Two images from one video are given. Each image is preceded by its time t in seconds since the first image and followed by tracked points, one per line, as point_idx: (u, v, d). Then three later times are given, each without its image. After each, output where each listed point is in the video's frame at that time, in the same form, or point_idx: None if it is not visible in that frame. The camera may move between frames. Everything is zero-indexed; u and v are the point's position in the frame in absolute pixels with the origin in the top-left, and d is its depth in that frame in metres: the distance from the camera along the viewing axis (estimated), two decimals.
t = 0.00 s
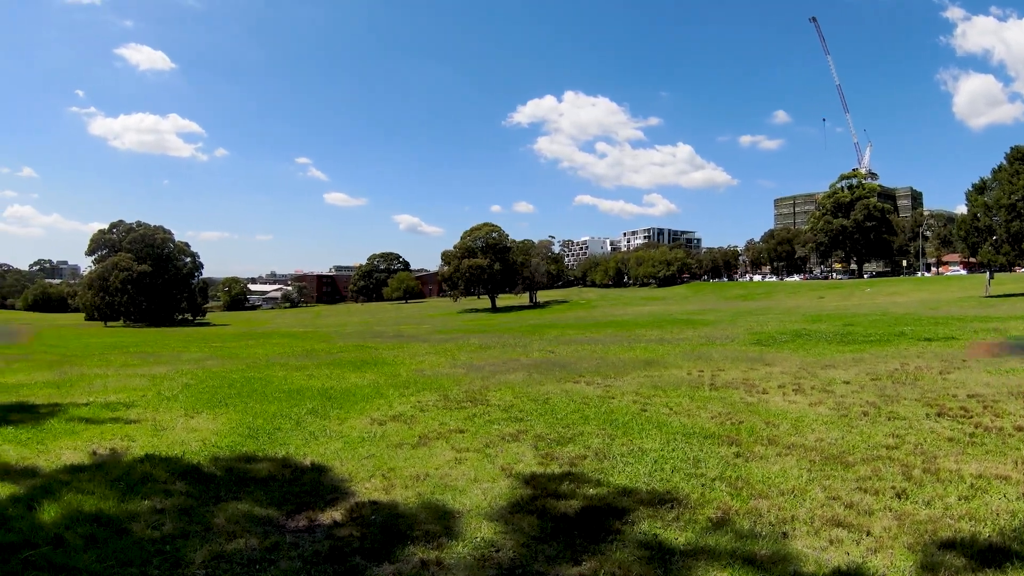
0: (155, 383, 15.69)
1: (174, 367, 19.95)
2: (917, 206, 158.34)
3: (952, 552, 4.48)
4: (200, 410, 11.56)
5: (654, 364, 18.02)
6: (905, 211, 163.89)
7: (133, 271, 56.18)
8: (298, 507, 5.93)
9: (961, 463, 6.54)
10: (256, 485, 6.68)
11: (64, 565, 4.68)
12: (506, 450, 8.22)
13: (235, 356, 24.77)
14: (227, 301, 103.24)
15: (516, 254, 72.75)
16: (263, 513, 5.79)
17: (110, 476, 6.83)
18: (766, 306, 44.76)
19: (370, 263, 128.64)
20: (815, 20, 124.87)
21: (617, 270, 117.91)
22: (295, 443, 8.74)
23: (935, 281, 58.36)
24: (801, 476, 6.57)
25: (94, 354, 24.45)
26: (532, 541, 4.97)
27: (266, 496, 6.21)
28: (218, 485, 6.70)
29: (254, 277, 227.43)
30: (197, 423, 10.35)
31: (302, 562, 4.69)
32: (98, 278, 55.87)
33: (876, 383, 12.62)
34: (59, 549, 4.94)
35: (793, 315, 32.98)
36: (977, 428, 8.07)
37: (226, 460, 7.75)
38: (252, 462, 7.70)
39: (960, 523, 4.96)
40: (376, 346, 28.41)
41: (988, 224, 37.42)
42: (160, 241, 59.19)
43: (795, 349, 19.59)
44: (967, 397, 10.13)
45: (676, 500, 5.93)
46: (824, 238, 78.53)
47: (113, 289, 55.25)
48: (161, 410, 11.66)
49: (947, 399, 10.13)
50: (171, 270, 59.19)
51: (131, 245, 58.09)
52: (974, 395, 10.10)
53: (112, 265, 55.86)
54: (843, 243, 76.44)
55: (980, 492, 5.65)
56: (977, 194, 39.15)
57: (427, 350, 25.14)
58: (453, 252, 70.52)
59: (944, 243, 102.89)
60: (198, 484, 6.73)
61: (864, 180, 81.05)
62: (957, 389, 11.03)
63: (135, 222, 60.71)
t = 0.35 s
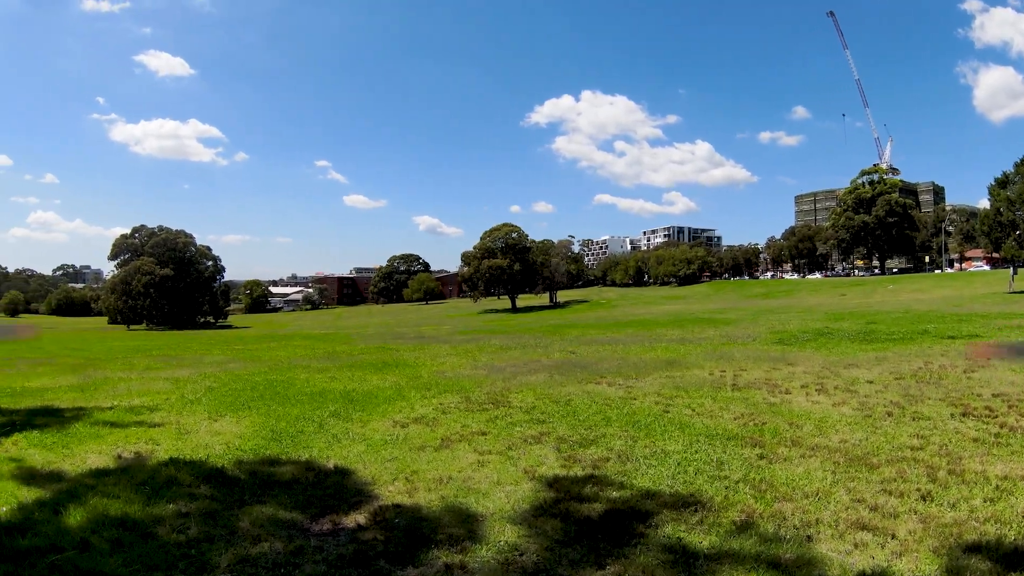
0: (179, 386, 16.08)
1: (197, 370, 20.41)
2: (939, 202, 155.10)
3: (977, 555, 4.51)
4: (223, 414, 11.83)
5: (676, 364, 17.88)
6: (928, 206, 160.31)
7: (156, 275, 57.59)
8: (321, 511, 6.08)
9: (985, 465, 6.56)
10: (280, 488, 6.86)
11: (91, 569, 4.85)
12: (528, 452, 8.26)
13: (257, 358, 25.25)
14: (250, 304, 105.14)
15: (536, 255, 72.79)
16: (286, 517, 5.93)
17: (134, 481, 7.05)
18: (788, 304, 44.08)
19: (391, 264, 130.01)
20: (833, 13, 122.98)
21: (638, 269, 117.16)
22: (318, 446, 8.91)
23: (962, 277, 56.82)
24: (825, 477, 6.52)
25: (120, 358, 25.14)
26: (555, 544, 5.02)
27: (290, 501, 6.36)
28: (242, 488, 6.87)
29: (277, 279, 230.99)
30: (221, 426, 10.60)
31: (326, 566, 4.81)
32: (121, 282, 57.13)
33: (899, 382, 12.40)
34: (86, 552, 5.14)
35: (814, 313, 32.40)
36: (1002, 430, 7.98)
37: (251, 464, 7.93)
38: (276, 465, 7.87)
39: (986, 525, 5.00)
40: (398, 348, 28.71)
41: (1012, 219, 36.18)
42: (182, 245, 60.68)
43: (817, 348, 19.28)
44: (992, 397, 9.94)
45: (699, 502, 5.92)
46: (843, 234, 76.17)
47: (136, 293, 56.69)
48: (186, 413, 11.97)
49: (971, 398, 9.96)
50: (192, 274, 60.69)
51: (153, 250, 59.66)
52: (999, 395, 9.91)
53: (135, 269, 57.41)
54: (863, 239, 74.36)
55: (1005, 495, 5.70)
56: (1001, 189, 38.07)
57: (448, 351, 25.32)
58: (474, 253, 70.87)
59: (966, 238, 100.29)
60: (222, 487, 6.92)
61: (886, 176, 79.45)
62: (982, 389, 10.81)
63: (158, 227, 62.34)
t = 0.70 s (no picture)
0: (213, 387, 16.51)
1: (231, 371, 20.90)
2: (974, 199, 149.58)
3: (1009, 570, 4.67)
4: (256, 415, 12.06)
5: (708, 367, 17.46)
6: (962, 203, 154.70)
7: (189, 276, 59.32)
8: (353, 515, 6.19)
9: (1020, 473, 6.59)
10: (313, 491, 6.96)
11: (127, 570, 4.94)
12: (560, 457, 8.20)
13: (289, 358, 25.73)
14: (282, 303, 107.45)
15: (567, 255, 72.38)
16: (321, 521, 6.02)
17: (169, 482, 7.21)
18: (820, 304, 42.72)
19: (422, 264, 131.33)
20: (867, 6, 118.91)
21: (669, 269, 115.31)
22: (350, 448, 9.00)
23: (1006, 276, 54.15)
24: (858, 487, 6.51)
25: (156, 357, 25.96)
26: (588, 553, 5.24)
27: (323, 504, 6.45)
28: (275, 491, 6.96)
29: (310, 279, 235.73)
30: (254, 427, 10.80)
31: (361, 571, 4.95)
32: (155, 282, 59.52)
33: (934, 386, 11.91)
34: (124, 554, 5.22)
35: (848, 315, 31.30)
36: None
37: (283, 466, 8.05)
38: (308, 467, 7.96)
39: (1020, 540, 5.12)
40: (427, 348, 28.88)
41: None
42: (215, 246, 62.32)
43: (850, 350, 18.63)
44: None
45: (731, 511, 6.06)
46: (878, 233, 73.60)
47: (170, 292, 58.54)
48: (219, 414, 12.23)
49: (1006, 405, 9.63)
50: (225, 274, 62.43)
51: (187, 251, 61.38)
52: None
53: (169, 270, 59.33)
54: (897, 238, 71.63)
55: None
56: None
57: (479, 352, 25.33)
58: (505, 253, 70.87)
59: (1000, 238, 96.36)
60: (256, 490, 7.03)
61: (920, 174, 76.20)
62: None
63: (191, 229, 64.31)
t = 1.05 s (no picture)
0: (242, 385, 16.97)
1: (259, 369, 21.49)
2: (1005, 201, 144.52)
3: None
4: (283, 415, 12.36)
5: (736, 373, 17.21)
6: (993, 205, 149.26)
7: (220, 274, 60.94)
8: (379, 519, 6.34)
9: None
10: (339, 493, 7.15)
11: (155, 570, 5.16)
12: (586, 463, 8.23)
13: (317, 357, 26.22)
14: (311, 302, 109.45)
15: (596, 256, 71.94)
16: (345, 523, 6.20)
17: (198, 482, 7.47)
18: (851, 309, 41.61)
19: (451, 264, 132.29)
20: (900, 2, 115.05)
21: (697, 271, 113.57)
22: (376, 450, 9.20)
23: None
24: (886, 501, 6.38)
25: (187, 355, 26.73)
26: (610, 562, 5.28)
27: (349, 507, 6.63)
28: (303, 493, 7.17)
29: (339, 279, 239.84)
30: (282, 427, 11.08)
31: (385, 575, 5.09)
32: (186, 280, 61.55)
33: (967, 397, 11.56)
34: (152, 554, 5.44)
35: (878, 319, 30.40)
36: None
37: (311, 467, 8.28)
38: (334, 469, 8.16)
39: None
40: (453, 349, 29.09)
41: None
42: (246, 245, 63.76)
43: (881, 357, 18.12)
44: None
45: (757, 523, 6.00)
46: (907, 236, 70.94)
47: (201, 290, 60.22)
48: (246, 414, 12.57)
49: None
50: (255, 272, 63.97)
51: (218, 250, 63.02)
52: None
53: (201, 267, 61.02)
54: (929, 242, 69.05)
55: None
56: None
57: (504, 354, 25.43)
58: (533, 254, 70.91)
59: None
60: (283, 491, 7.24)
61: (954, 176, 73.36)
62: None
63: (223, 228, 66.00)
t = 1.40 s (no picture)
0: (262, 386, 17.31)
1: (279, 369, 21.88)
2: None
3: None
4: (301, 416, 12.58)
5: (756, 377, 17.01)
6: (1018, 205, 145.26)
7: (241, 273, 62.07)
8: (396, 523, 6.45)
9: None
10: (357, 497, 7.28)
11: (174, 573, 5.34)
12: (603, 470, 8.24)
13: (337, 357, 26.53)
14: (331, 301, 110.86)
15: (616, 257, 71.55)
16: (362, 527, 6.32)
17: (217, 484, 7.67)
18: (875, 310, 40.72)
19: (470, 264, 132.73)
20: None
21: (717, 272, 112.22)
22: (394, 453, 9.33)
23: None
24: (905, 513, 6.28)
25: (208, 354, 27.27)
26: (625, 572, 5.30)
27: (366, 511, 6.75)
28: (322, 496, 7.31)
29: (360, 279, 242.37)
30: (301, 429, 11.29)
31: None
32: (208, 279, 62.88)
33: (989, 405, 11.29)
34: (170, 557, 5.62)
35: (900, 323, 29.81)
36: None
37: (329, 470, 8.44)
38: (353, 472, 8.31)
39: None
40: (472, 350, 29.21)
41: None
42: (267, 245, 64.58)
43: (902, 362, 17.74)
44: None
45: (774, 534, 5.97)
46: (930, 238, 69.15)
47: (223, 288, 61.47)
48: (265, 415, 12.82)
49: None
50: (276, 271, 65.03)
51: (240, 249, 64.12)
52: None
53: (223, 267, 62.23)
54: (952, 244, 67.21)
55: None
56: None
57: (522, 355, 25.50)
58: (553, 254, 70.82)
59: None
60: (301, 494, 7.40)
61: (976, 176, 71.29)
62: None
63: (244, 228, 67.12)
